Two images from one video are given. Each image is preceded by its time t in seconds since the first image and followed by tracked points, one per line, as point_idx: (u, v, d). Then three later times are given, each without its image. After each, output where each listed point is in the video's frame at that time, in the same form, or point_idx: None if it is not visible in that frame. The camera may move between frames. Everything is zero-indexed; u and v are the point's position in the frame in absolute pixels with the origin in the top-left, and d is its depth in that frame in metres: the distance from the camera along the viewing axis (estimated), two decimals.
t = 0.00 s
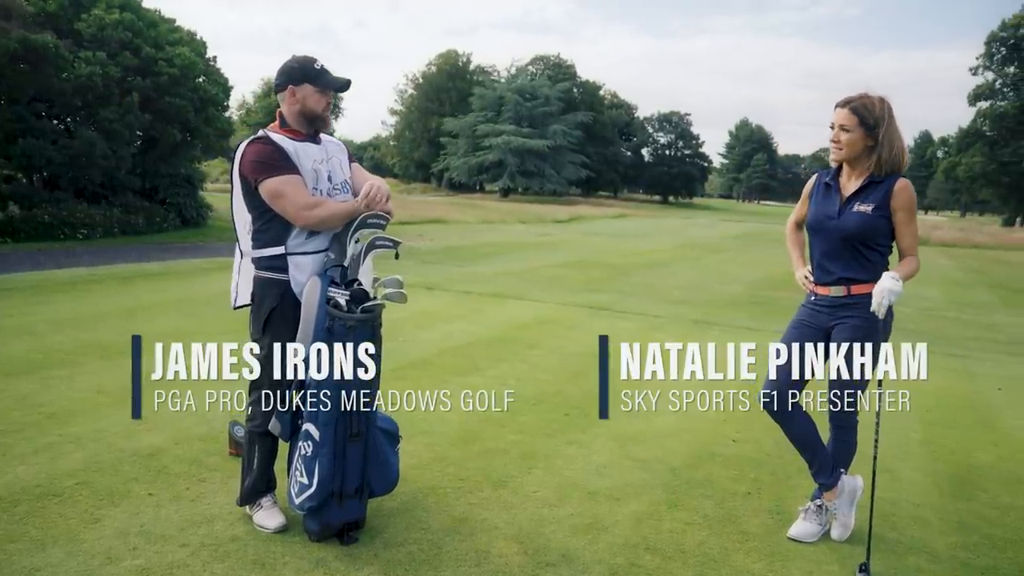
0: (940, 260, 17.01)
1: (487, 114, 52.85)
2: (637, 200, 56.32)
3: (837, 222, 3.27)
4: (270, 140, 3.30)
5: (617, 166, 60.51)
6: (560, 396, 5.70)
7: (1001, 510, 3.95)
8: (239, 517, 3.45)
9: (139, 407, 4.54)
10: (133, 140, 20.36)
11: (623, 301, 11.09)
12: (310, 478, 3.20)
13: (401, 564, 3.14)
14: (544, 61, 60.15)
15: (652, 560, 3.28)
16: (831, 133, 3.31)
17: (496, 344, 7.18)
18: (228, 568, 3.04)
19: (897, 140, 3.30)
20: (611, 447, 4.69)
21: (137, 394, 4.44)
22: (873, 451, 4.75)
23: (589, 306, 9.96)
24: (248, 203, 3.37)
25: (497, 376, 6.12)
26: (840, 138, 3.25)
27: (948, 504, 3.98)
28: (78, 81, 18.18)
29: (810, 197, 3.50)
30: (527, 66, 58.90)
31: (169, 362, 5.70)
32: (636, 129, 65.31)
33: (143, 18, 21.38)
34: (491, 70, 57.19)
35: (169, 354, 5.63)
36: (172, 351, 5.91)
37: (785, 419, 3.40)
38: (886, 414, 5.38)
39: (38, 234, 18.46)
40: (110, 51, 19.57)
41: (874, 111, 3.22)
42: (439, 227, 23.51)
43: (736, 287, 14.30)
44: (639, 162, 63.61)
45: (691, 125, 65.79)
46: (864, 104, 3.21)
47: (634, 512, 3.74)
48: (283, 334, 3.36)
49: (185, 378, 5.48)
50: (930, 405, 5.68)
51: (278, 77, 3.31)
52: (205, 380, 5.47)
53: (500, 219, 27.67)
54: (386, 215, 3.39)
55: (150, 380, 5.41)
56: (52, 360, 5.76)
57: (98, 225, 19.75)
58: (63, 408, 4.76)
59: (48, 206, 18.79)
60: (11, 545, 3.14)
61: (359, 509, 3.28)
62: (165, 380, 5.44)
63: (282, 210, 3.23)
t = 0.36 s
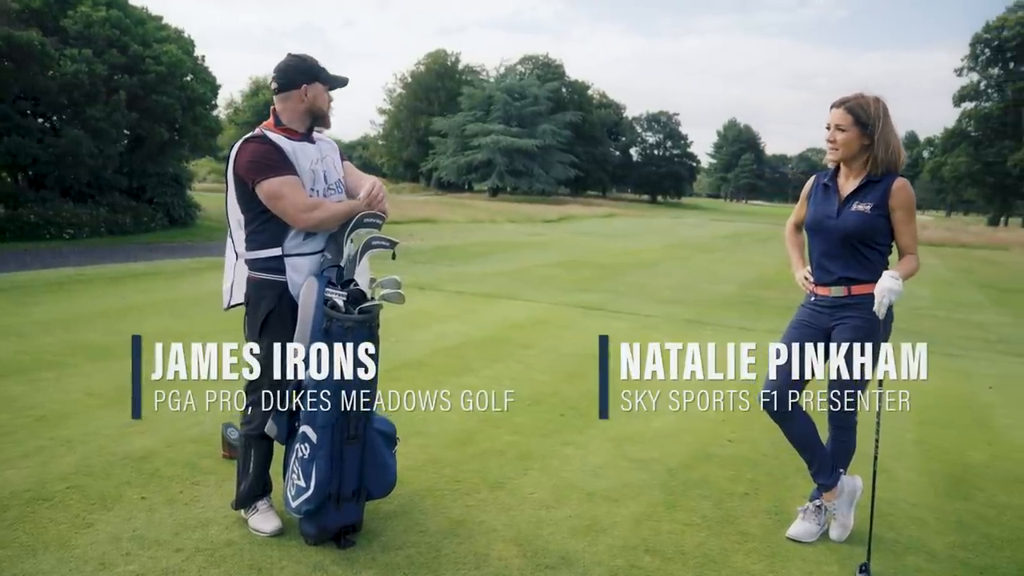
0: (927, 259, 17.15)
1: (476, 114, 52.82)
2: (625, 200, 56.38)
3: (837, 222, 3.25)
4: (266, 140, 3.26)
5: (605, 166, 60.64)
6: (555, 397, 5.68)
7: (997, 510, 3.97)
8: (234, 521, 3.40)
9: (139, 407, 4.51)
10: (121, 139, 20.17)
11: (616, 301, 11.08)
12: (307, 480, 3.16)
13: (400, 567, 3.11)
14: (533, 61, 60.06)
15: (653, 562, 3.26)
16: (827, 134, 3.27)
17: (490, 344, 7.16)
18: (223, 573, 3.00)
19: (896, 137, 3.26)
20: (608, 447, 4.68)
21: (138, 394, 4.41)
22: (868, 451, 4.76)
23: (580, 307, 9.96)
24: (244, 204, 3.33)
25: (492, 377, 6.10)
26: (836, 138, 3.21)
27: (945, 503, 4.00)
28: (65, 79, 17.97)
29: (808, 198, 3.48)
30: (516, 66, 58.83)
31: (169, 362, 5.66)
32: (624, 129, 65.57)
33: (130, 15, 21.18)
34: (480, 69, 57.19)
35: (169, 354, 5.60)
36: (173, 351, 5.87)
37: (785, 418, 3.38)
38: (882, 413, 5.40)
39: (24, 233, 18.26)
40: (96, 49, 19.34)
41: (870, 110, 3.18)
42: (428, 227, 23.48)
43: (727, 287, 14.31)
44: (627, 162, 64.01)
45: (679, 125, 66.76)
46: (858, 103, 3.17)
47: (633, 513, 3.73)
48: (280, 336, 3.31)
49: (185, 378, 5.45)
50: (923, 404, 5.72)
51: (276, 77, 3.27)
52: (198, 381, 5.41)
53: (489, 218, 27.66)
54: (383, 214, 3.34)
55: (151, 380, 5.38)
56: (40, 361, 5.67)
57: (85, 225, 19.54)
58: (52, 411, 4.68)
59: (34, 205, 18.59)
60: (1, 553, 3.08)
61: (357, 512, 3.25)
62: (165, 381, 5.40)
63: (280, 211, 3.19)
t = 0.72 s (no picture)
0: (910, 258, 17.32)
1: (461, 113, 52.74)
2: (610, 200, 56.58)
3: (832, 220, 3.25)
4: (259, 138, 3.20)
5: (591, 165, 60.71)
6: (547, 397, 5.67)
7: (988, 507, 4.02)
8: (227, 525, 3.36)
9: (139, 406, 4.58)
10: (104, 138, 19.93)
11: (605, 300, 11.11)
12: (303, 483, 3.12)
13: (398, 570, 3.08)
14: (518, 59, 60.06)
15: (650, 562, 3.26)
16: (823, 132, 3.26)
17: (481, 344, 7.14)
18: None
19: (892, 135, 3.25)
20: (602, 447, 4.68)
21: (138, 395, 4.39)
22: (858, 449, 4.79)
23: (571, 306, 9.96)
24: (237, 203, 3.28)
25: (484, 377, 6.08)
26: (832, 137, 3.20)
27: (938, 501, 4.03)
28: (46, 76, 17.73)
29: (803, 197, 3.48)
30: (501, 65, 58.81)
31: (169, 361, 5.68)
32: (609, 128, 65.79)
33: (112, 13, 20.94)
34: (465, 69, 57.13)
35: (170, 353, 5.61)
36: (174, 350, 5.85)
37: (782, 417, 3.39)
38: (871, 412, 5.44)
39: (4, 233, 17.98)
40: (78, 46, 19.06)
41: (866, 108, 3.16)
42: (415, 227, 23.42)
43: (714, 286, 14.38)
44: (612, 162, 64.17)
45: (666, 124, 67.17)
46: (854, 101, 3.16)
47: (629, 513, 3.73)
48: (274, 338, 3.27)
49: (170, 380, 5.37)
50: (912, 402, 5.77)
51: (266, 74, 3.19)
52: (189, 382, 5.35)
53: (476, 218, 27.64)
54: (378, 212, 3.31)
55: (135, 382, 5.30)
56: (26, 363, 5.59)
57: (68, 225, 19.28)
58: (39, 414, 4.61)
59: (15, 205, 18.31)
60: None
61: (353, 514, 3.22)
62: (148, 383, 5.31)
63: (274, 211, 3.15)
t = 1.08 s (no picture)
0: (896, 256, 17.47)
1: (449, 112, 52.60)
2: (597, 199, 56.75)
3: (830, 220, 3.26)
4: (252, 137, 3.12)
5: (578, 164, 60.80)
6: (542, 397, 5.66)
7: (982, 504, 4.05)
8: (222, 528, 3.34)
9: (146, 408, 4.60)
10: (89, 137, 19.71)
11: (595, 299, 11.12)
12: (300, 486, 3.08)
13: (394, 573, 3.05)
14: (505, 58, 60.04)
15: (649, 562, 3.26)
16: (821, 132, 3.29)
17: (473, 344, 7.12)
18: None
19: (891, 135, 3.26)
20: (597, 447, 4.68)
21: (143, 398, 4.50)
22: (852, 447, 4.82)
23: (562, 306, 9.96)
24: (231, 202, 3.22)
25: (477, 377, 6.07)
26: (830, 136, 3.22)
27: (932, 499, 4.06)
28: (31, 74, 17.51)
29: (800, 196, 3.49)
30: (489, 64, 58.74)
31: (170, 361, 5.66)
32: (597, 128, 66.00)
33: (97, 10, 20.73)
34: (453, 68, 57.04)
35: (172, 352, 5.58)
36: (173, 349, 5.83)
37: (781, 418, 3.40)
38: (863, 412, 5.48)
39: None
40: (63, 44, 18.84)
41: (864, 108, 3.19)
42: (403, 227, 23.35)
43: (703, 285, 14.44)
44: (600, 161, 64.54)
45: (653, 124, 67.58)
46: (852, 101, 3.18)
47: (626, 514, 3.72)
48: (269, 340, 3.24)
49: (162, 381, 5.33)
50: (904, 401, 5.81)
51: (256, 72, 3.09)
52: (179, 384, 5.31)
53: (464, 218, 27.60)
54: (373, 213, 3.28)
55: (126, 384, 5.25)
56: (13, 365, 5.51)
57: (53, 225, 19.04)
58: (27, 417, 4.55)
59: None
60: None
61: (350, 517, 3.20)
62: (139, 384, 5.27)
63: (266, 210, 3.07)
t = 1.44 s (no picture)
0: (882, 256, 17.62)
1: (436, 111, 52.48)
2: (584, 199, 56.88)
3: (826, 219, 3.27)
4: (244, 135, 3.03)
5: (565, 163, 60.86)
6: (535, 397, 5.66)
7: (973, 501, 4.08)
8: (216, 531, 3.30)
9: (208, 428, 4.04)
10: (73, 135, 19.49)
11: (584, 298, 11.14)
12: (296, 488, 3.03)
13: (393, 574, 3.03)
14: (492, 58, 59.96)
15: (647, 561, 3.26)
16: (819, 132, 3.30)
17: (465, 344, 7.10)
18: None
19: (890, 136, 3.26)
20: (591, 446, 4.67)
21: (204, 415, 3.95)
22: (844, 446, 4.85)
23: (553, 305, 9.96)
24: (225, 200, 3.15)
25: (470, 377, 6.05)
26: (828, 135, 3.24)
27: (924, 496, 4.09)
28: (14, 71, 17.30)
29: (796, 195, 3.49)
30: (476, 63, 58.63)
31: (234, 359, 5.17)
32: (584, 127, 66.14)
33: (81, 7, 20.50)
34: (439, 66, 56.90)
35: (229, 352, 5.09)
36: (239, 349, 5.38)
37: (781, 417, 3.41)
38: (854, 410, 5.51)
39: None
40: (46, 41, 18.62)
41: (862, 108, 3.21)
42: (391, 226, 23.28)
43: (691, 284, 14.51)
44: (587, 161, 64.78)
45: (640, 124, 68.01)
46: (850, 101, 3.20)
47: (622, 513, 3.71)
48: (260, 340, 3.19)
49: (153, 384, 5.27)
50: (895, 400, 5.84)
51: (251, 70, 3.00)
52: (170, 386, 5.25)
53: (452, 216, 27.56)
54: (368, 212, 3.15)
55: (116, 386, 5.19)
56: None
57: (37, 223, 18.83)
58: (16, 418, 4.49)
59: None
60: None
61: (346, 519, 3.17)
62: (130, 386, 5.21)
63: (257, 210, 2.97)
